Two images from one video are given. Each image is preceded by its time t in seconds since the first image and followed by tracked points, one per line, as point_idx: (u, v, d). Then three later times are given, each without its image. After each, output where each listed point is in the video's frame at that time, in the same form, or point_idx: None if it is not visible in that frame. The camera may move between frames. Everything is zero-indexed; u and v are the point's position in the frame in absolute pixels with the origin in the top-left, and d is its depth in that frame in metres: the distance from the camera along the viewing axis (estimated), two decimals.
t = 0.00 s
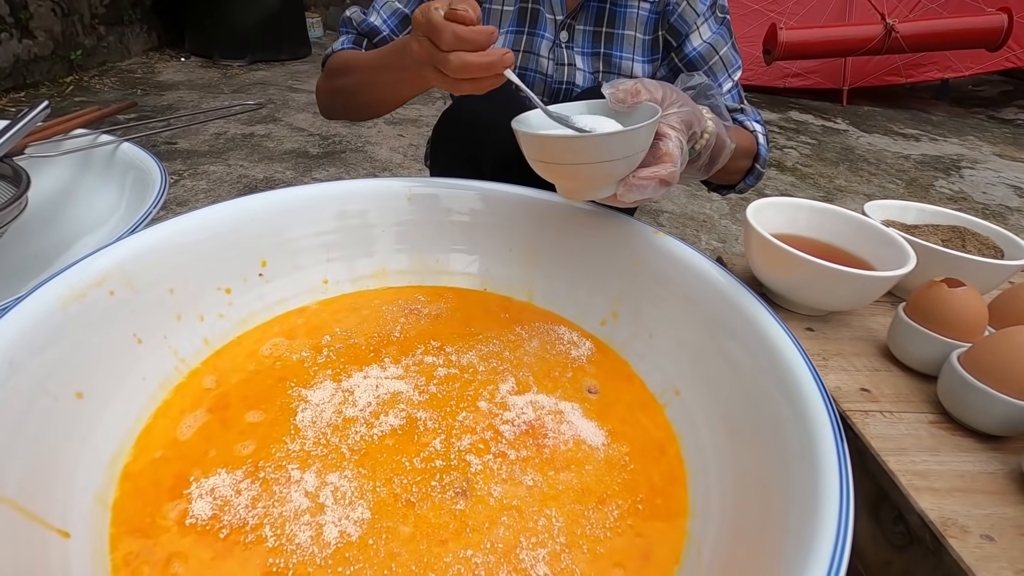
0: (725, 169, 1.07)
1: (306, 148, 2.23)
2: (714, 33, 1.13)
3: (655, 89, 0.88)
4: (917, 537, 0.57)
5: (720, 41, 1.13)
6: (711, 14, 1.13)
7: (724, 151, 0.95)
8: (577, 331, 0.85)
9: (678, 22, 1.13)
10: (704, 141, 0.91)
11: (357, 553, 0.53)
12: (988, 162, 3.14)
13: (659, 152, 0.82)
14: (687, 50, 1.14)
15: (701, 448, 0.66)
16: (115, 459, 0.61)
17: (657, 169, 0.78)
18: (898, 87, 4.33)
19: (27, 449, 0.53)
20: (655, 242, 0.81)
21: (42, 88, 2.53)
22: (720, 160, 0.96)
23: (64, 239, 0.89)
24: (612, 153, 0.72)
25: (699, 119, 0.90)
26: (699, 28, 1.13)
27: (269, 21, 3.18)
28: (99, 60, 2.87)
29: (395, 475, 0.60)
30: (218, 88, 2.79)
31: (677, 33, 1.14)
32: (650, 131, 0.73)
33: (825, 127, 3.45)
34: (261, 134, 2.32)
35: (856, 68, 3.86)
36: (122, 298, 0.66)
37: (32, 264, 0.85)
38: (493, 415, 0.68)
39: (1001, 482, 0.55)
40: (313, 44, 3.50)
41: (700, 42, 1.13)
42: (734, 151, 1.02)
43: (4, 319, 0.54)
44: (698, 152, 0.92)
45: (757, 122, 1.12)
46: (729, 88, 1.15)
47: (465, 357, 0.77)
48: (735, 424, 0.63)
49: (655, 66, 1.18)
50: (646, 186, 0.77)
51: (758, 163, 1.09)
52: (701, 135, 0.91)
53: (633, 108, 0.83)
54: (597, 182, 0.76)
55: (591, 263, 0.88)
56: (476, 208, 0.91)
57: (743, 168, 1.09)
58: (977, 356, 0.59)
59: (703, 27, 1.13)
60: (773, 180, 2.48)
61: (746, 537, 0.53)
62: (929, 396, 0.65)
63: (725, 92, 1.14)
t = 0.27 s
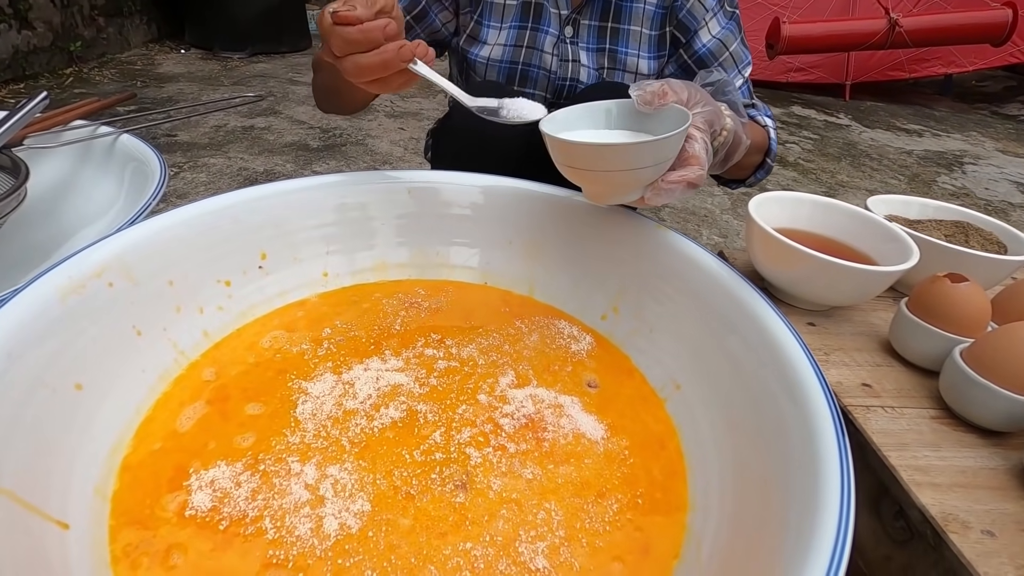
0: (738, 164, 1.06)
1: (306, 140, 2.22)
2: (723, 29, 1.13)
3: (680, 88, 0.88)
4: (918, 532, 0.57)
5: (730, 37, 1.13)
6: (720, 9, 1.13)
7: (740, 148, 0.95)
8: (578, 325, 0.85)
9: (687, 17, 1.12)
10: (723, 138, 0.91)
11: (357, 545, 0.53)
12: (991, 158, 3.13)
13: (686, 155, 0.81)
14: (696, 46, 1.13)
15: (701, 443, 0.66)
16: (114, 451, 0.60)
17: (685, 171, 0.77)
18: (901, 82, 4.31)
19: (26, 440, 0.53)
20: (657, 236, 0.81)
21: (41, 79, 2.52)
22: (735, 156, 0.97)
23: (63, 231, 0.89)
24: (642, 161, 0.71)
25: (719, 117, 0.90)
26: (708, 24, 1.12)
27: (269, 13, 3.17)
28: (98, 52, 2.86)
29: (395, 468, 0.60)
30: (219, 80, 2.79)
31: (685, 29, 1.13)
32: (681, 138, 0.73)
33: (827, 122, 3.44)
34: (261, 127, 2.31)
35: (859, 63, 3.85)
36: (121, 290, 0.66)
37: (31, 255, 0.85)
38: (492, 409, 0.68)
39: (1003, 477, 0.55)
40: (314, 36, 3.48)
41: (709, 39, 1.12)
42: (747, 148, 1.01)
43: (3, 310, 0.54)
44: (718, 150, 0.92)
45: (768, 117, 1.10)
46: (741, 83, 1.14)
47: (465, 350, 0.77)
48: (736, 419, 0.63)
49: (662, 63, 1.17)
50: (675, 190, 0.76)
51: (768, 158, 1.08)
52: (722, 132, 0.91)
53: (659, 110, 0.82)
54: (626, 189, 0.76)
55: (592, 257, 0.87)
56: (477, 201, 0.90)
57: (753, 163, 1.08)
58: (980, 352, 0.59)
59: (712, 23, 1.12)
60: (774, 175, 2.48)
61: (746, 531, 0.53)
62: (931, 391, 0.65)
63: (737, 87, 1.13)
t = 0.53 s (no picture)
0: (750, 153, 1.05)
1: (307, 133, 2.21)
2: (730, 19, 1.13)
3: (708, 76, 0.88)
4: (922, 522, 0.57)
5: (738, 27, 1.14)
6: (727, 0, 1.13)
7: (756, 135, 0.94)
8: (579, 316, 0.85)
9: (696, 9, 1.12)
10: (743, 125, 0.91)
11: (356, 533, 0.53)
12: (994, 153, 3.12)
13: (716, 142, 0.83)
14: (704, 38, 1.13)
15: (703, 433, 0.65)
16: (113, 439, 0.60)
17: (717, 159, 0.80)
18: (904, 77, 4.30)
19: (24, 426, 0.53)
20: (659, 227, 0.80)
21: (41, 70, 2.51)
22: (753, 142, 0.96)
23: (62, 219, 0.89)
24: (671, 151, 0.71)
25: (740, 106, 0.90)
26: (715, 15, 1.12)
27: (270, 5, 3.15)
28: (98, 43, 2.85)
29: (395, 456, 0.60)
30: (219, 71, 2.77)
31: (694, 20, 1.13)
32: (714, 129, 0.73)
33: (830, 117, 3.43)
34: (262, 119, 2.30)
35: (862, 57, 3.83)
36: (120, 277, 0.66)
37: (29, 244, 0.85)
38: (493, 398, 0.67)
39: (1007, 467, 0.55)
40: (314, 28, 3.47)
41: (717, 30, 1.12)
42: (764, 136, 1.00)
43: None
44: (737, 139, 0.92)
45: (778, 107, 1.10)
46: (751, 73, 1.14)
47: (466, 341, 0.76)
48: (737, 409, 0.63)
49: (671, 55, 1.16)
50: (708, 177, 0.78)
51: (777, 145, 1.07)
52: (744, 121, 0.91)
53: (690, 98, 0.83)
54: (655, 178, 0.75)
55: (594, 248, 0.87)
56: (478, 191, 0.90)
57: (764, 151, 1.07)
58: (985, 342, 0.58)
59: (720, 14, 1.13)
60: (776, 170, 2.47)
61: (748, 521, 0.52)
62: (934, 382, 0.64)
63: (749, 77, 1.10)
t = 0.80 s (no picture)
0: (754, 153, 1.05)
1: (307, 128, 2.21)
2: (733, 18, 1.13)
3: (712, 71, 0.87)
4: (919, 520, 0.57)
5: (741, 27, 1.13)
6: None
7: (758, 136, 0.94)
8: (579, 313, 0.85)
9: (698, 7, 1.12)
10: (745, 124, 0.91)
11: (357, 530, 0.53)
12: (995, 151, 3.11)
13: (719, 139, 0.83)
14: (706, 36, 1.13)
15: (702, 430, 0.66)
16: (115, 434, 0.60)
17: (720, 156, 0.80)
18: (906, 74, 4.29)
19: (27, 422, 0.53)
20: (660, 224, 0.80)
21: (40, 64, 2.50)
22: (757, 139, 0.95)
23: (62, 215, 0.89)
24: (673, 146, 0.71)
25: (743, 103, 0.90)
26: (718, 14, 1.12)
27: None
28: (98, 37, 2.84)
29: (396, 454, 0.60)
30: (219, 66, 2.77)
31: (696, 18, 1.12)
32: (719, 125, 0.72)
33: (831, 114, 3.42)
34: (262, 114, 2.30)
35: (865, 54, 3.82)
36: (122, 274, 0.66)
37: (29, 239, 0.85)
38: (493, 395, 0.68)
39: (1005, 466, 0.55)
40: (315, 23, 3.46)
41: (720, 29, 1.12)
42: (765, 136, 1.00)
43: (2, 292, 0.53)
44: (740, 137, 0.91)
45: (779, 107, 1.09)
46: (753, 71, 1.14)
47: (466, 338, 0.76)
48: (737, 406, 0.63)
49: (672, 52, 1.16)
50: (711, 174, 0.78)
51: (779, 145, 1.07)
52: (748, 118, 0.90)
53: (693, 94, 0.83)
54: (658, 174, 0.75)
55: (594, 246, 0.87)
56: (479, 188, 0.90)
57: (765, 151, 1.07)
58: (984, 341, 0.59)
59: (723, 13, 1.12)
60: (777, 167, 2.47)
61: (747, 518, 0.53)
62: (933, 380, 0.65)
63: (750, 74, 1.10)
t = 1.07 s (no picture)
0: (743, 156, 1.05)
1: (308, 125, 2.21)
2: (728, 18, 1.12)
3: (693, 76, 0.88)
4: (917, 521, 0.57)
5: (735, 27, 1.13)
6: None
7: (745, 140, 0.93)
8: (580, 312, 0.86)
9: (692, 6, 1.11)
10: (730, 128, 0.90)
11: (358, 529, 0.54)
12: (996, 149, 3.11)
13: (694, 142, 0.82)
14: (701, 35, 1.12)
15: (702, 430, 0.66)
16: (119, 432, 0.61)
17: (696, 159, 0.78)
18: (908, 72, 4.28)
19: (33, 420, 0.53)
20: (660, 225, 0.81)
21: (42, 61, 2.50)
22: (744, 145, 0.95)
23: (65, 213, 0.89)
24: (649, 147, 0.71)
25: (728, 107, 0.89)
26: (713, 13, 1.11)
27: None
28: (98, 33, 2.84)
29: (397, 453, 0.60)
30: (220, 63, 2.77)
31: (691, 17, 1.12)
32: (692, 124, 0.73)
33: (832, 112, 3.42)
34: (263, 111, 2.30)
35: (866, 52, 3.82)
36: (126, 273, 0.66)
37: (32, 237, 0.85)
38: (494, 394, 0.68)
39: (1002, 467, 0.56)
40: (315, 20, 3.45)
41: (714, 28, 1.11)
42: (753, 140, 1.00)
43: (8, 291, 0.54)
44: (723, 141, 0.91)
45: (771, 109, 1.09)
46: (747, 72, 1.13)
47: (467, 337, 0.77)
48: (736, 406, 0.63)
49: (666, 51, 1.16)
50: (684, 177, 0.77)
51: (769, 149, 1.08)
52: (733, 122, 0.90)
53: (670, 97, 0.83)
54: (634, 174, 0.75)
55: (595, 245, 0.87)
56: (481, 187, 0.90)
57: (756, 154, 1.07)
58: (981, 342, 0.59)
59: (717, 12, 1.12)
60: (778, 165, 2.47)
61: (746, 517, 0.53)
62: (931, 381, 0.65)
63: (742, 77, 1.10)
